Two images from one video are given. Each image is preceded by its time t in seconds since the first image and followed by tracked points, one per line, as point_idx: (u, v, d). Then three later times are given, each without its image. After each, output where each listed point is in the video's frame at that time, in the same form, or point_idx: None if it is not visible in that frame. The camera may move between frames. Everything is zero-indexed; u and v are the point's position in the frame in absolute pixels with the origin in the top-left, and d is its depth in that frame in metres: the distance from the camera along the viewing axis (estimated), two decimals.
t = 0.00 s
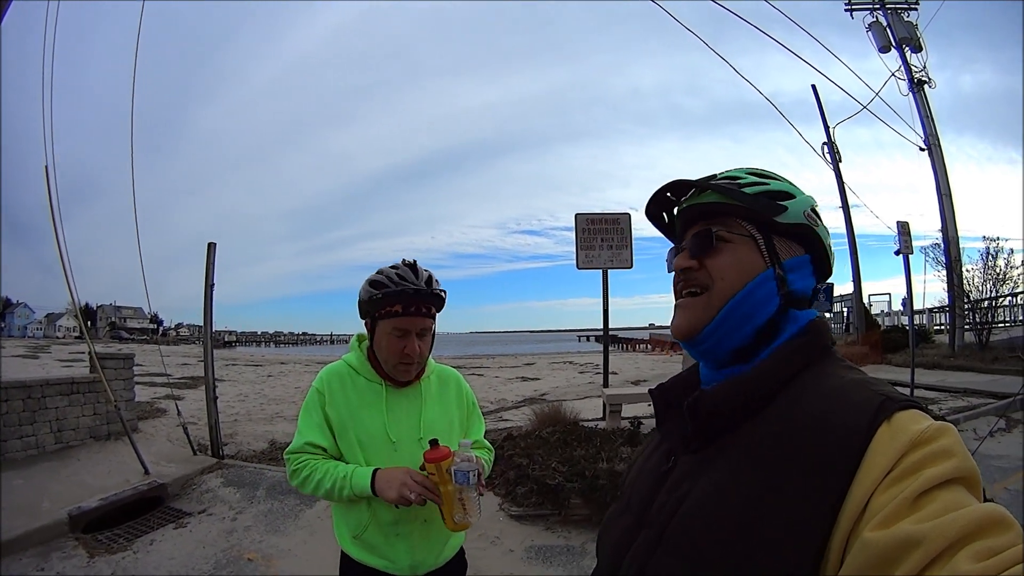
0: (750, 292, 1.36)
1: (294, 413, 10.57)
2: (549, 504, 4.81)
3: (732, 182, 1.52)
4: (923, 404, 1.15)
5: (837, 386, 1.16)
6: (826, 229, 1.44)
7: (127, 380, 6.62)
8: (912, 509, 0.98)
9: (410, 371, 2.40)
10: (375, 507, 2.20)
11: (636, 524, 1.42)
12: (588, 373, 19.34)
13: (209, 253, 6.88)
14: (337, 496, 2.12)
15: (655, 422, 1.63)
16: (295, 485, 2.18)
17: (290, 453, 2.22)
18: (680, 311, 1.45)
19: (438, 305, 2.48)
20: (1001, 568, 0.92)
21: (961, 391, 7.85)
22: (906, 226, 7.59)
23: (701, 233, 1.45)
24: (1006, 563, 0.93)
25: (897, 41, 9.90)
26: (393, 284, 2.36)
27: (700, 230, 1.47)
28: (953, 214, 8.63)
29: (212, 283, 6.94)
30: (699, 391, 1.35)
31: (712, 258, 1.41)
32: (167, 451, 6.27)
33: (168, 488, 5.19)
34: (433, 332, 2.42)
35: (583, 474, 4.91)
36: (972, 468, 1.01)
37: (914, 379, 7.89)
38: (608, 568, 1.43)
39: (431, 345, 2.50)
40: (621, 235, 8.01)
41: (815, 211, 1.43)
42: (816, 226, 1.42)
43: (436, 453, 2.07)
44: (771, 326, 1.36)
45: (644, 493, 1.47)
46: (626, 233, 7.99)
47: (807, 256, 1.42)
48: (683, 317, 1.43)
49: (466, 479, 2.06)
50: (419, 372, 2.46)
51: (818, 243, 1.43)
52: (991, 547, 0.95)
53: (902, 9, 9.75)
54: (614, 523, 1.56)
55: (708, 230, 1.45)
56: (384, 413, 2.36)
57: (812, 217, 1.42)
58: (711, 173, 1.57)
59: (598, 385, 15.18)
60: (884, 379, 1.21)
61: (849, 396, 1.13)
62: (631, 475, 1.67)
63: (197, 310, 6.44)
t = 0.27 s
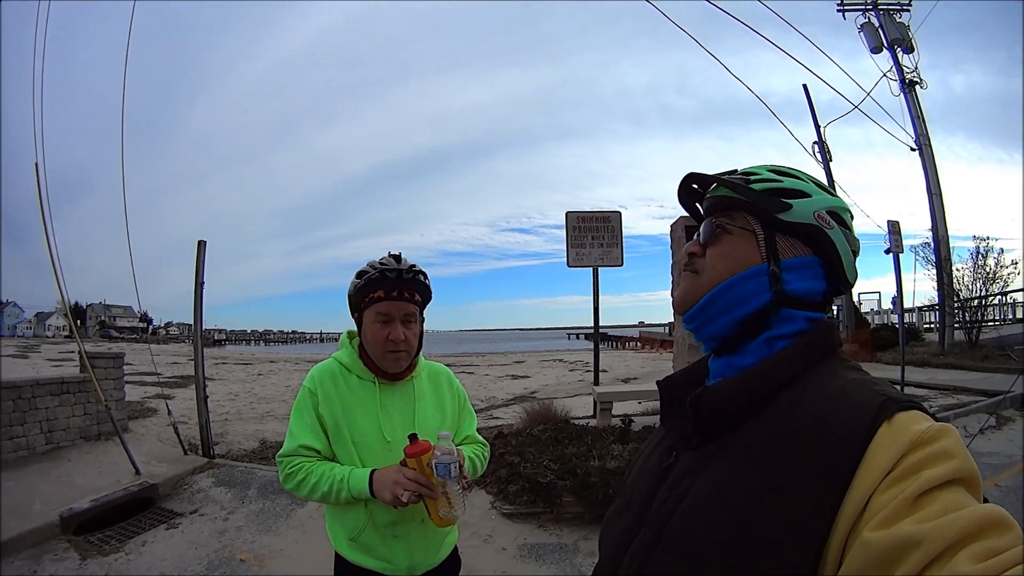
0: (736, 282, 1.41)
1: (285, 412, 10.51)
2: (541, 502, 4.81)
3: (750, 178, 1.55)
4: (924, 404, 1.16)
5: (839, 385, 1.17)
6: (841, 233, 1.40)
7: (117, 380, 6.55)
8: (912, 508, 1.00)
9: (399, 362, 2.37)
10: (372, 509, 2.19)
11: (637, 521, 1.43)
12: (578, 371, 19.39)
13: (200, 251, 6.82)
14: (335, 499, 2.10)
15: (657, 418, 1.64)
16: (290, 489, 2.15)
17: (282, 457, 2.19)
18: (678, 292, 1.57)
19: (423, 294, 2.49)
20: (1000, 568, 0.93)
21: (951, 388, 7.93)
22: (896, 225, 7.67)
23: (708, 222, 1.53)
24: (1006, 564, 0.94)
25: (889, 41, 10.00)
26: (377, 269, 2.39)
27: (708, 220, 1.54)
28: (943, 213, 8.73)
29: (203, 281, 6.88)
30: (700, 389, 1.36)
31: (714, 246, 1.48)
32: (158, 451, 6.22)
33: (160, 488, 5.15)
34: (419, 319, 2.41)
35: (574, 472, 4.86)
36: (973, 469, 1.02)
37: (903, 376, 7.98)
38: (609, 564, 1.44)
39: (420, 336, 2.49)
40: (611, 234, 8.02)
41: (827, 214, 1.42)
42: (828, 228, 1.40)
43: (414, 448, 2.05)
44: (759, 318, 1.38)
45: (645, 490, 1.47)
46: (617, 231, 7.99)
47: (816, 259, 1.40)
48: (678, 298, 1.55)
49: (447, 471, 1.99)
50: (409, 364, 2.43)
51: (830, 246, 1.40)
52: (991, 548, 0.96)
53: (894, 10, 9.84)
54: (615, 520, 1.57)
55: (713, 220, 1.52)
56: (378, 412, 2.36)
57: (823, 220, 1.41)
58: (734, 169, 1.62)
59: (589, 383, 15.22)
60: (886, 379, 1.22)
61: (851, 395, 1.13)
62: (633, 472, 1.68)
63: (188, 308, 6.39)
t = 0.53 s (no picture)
0: (724, 280, 1.49)
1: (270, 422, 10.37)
2: (530, 504, 4.78)
3: (744, 179, 1.58)
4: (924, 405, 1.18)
5: (837, 385, 1.19)
6: (831, 226, 1.39)
7: (100, 395, 6.42)
8: (911, 509, 1.02)
9: (384, 370, 2.35)
10: (359, 522, 2.17)
11: (638, 518, 1.43)
12: (562, 371, 19.44)
13: (180, 262, 6.70)
14: (319, 510, 2.09)
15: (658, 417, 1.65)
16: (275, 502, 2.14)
17: (267, 471, 2.18)
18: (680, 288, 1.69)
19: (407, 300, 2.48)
20: (998, 569, 0.95)
21: (934, 375, 8.09)
22: (874, 217, 7.82)
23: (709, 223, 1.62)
24: (1005, 564, 0.96)
25: (864, 37, 10.21)
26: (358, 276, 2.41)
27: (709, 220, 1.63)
28: (921, 205, 8.93)
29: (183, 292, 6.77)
30: (700, 387, 1.37)
31: (711, 246, 1.56)
32: (142, 466, 6.09)
33: (147, 504, 5.04)
34: (404, 325, 2.40)
35: (562, 473, 4.86)
36: (972, 469, 1.04)
37: (884, 366, 8.13)
38: (610, 560, 1.45)
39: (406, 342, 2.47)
40: (591, 234, 8.06)
41: (815, 208, 1.41)
42: (817, 223, 1.39)
43: (396, 449, 2.05)
44: (747, 315, 1.45)
45: (647, 487, 1.48)
46: (597, 232, 8.03)
47: (807, 255, 1.41)
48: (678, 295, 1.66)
49: (429, 473, 1.98)
50: (395, 372, 2.41)
51: (821, 240, 1.38)
52: (990, 548, 0.98)
53: (868, 6, 10.05)
54: (616, 518, 1.58)
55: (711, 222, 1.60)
56: (364, 422, 2.34)
57: (811, 215, 1.40)
58: (733, 174, 1.66)
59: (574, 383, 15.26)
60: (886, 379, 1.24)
61: (850, 395, 1.15)
62: (634, 470, 1.69)
63: (171, 320, 6.28)
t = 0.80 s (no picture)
0: (708, 287, 1.57)
1: (257, 433, 10.25)
2: (521, 510, 4.76)
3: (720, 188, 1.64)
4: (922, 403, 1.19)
5: (834, 383, 1.20)
6: (796, 213, 1.40)
7: (86, 409, 6.31)
8: (910, 508, 1.03)
9: (394, 370, 2.40)
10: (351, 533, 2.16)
11: (639, 516, 1.45)
12: (549, 376, 19.46)
13: (165, 271, 6.62)
14: (303, 527, 2.09)
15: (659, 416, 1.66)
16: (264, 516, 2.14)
17: (253, 485, 2.17)
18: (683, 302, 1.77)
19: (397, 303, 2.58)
20: (996, 569, 0.97)
21: (921, 370, 8.21)
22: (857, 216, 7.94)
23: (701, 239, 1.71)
24: (1003, 564, 0.98)
25: (845, 38, 10.41)
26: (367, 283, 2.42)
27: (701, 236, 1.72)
28: (903, 203, 9.09)
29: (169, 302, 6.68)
30: (698, 385, 1.39)
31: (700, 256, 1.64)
32: (130, 480, 5.99)
33: (136, 518, 4.96)
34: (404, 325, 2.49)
35: (552, 478, 4.85)
36: (970, 468, 1.06)
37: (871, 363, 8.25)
38: (612, 560, 1.46)
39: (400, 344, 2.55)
40: (575, 238, 8.10)
41: (777, 200, 1.43)
42: (780, 214, 1.42)
43: (381, 475, 2.07)
44: (730, 315, 1.50)
45: (648, 485, 1.49)
46: (581, 236, 8.08)
47: (777, 246, 1.43)
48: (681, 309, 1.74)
49: (434, 473, 2.15)
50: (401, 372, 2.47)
51: (787, 230, 1.40)
52: (989, 548, 1.00)
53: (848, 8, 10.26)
54: (617, 517, 1.59)
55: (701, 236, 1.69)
56: (353, 432, 2.32)
57: (773, 207, 1.43)
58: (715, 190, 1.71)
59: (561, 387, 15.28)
60: (883, 376, 1.25)
61: (847, 393, 1.17)
62: (635, 469, 1.70)
63: (157, 330, 6.20)
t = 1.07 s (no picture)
0: (704, 292, 1.59)
1: (236, 432, 10.11)
2: (503, 510, 4.75)
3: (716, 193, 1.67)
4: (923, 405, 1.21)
5: (834, 385, 1.22)
6: (789, 214, 1.42)
7: (65, 407, 6.18)
8: (910, 509, 1.05)
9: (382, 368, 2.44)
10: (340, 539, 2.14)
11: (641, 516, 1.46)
12: (530, 375, 19.49)
13: (145, 267, 6.49)
14: (289, 538, 2.05)
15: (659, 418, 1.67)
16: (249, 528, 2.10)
17: (236, 496, 2.13)
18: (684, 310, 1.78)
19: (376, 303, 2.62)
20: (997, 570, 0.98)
21: (899, 371, 8.38)
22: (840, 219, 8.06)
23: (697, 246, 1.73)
24: (1002, 565, 0.99)
25: (830, 42, 10.58)
26: (360, 282, 2.42)
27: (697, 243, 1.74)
28: (884, 206, 9.27)
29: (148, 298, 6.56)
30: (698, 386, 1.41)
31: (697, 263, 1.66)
32: (110, 480, 5.87)
33: (116, 519, 4.87)
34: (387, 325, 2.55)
35: (534, 478, 4.85)
36: (970, 469, 1.07)
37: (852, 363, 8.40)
38: (611, 560, 1.48)
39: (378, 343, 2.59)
40: (557, 237, 8.12)
41: (770, 203, 1.46)
42: (773, 216, 1.44)
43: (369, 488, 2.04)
44: (728, 319, 1.52)
45: (649, 486, 1.51)
46: (562, 235, 8.11)
47: (772, 248, 1.45)
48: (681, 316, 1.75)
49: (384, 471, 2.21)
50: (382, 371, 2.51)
51: (780, 231, 1.42)
52: (992, 548, 1.01)
53: (834, 13, 10.42)
54: (618, 517, 1.61)
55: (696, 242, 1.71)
56: (339, 434, 2.31)
57: (766, 210, 1.45)
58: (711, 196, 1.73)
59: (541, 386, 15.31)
60: (883, 377, 1.27)
61: (846, 395, 1.19)
62: (636, 470, 1.72)
63: (138, 328, 6.08)
